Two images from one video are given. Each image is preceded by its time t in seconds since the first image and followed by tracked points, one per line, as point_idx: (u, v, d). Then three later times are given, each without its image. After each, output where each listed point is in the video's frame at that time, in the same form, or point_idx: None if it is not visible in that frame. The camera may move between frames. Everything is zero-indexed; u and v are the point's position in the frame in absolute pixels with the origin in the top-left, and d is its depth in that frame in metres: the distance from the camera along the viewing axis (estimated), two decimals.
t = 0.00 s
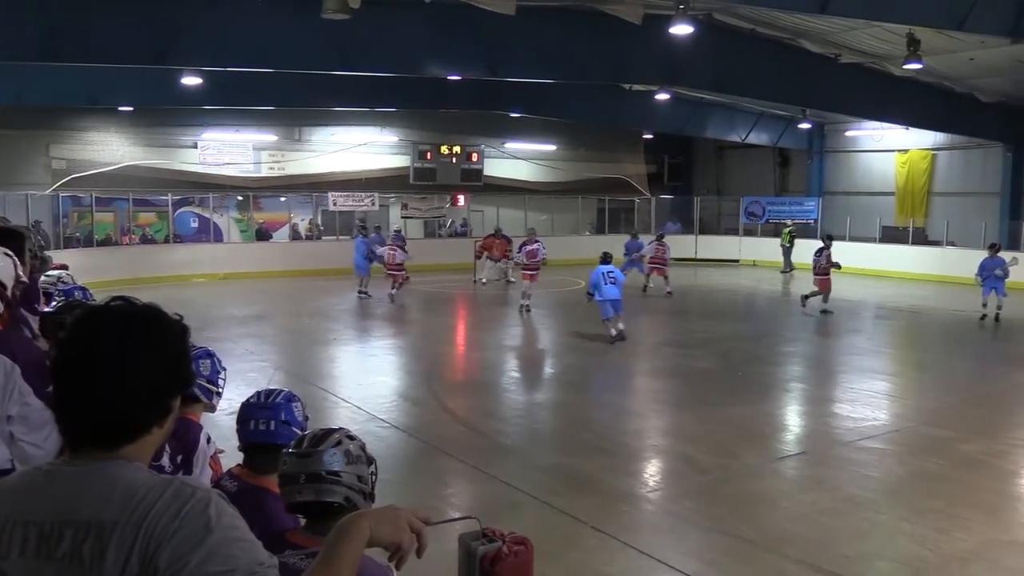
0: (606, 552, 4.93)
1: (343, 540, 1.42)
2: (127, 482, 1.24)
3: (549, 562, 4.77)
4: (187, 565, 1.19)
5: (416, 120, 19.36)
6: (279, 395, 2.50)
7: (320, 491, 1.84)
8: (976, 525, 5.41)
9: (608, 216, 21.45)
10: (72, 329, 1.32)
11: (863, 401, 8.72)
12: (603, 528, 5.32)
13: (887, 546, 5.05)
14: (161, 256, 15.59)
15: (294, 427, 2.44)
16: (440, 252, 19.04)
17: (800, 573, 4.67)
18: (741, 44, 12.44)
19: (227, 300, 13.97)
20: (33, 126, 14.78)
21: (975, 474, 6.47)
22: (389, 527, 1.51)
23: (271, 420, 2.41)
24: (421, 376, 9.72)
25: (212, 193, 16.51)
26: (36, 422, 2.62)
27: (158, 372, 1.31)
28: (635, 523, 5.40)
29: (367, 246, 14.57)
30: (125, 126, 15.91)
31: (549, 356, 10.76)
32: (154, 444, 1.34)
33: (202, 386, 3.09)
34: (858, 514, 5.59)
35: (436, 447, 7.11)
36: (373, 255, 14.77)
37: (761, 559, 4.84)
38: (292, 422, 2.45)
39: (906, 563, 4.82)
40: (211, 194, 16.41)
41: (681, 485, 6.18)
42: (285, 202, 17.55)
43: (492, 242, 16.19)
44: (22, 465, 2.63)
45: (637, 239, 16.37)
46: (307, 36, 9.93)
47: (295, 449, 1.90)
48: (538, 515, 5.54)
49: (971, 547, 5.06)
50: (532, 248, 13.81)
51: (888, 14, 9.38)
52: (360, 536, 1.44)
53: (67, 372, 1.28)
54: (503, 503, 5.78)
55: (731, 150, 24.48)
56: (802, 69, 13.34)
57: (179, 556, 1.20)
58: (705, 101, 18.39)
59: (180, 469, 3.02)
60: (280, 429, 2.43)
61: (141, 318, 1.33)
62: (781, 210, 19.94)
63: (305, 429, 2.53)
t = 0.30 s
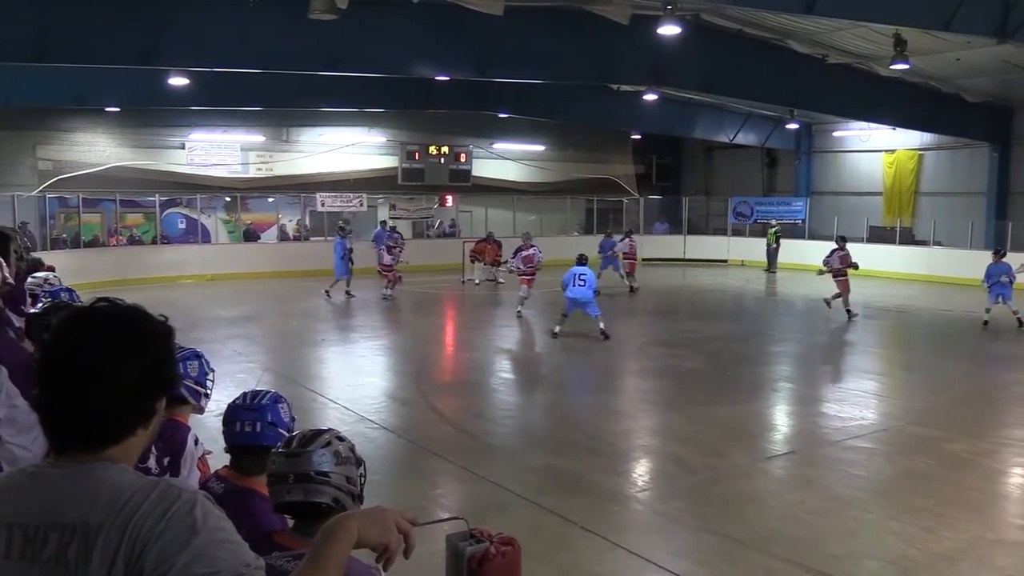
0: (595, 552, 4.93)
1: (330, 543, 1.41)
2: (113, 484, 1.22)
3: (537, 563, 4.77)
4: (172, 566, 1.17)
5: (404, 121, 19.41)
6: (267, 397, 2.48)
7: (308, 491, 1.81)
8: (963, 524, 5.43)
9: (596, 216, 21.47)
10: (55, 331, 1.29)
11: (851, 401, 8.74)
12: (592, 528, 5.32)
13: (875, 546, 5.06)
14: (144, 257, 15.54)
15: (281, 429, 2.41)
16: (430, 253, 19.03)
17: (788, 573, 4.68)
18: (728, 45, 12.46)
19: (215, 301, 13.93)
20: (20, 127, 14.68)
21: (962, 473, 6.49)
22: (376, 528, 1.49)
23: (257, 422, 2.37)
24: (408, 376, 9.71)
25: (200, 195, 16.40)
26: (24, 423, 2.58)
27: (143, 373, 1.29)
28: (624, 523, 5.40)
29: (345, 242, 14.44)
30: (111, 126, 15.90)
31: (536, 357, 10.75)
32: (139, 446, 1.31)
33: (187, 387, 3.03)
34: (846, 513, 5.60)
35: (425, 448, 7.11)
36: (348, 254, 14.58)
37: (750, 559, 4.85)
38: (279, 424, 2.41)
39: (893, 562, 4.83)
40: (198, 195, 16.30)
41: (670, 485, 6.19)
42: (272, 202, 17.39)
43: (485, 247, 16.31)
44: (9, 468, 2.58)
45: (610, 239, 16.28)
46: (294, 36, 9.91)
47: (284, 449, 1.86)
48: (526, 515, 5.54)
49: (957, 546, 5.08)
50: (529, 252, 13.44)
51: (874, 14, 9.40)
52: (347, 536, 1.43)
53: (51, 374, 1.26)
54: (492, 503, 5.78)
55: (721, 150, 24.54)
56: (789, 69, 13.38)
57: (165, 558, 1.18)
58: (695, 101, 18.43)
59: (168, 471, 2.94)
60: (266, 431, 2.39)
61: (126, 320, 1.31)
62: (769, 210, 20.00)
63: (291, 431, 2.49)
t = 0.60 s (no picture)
0: (594, 552, 4.93)
1: (329, 543, 1.40)
2: (112, 485, 1.22)
3: (536, 563, 4.77)
4: (171, 566, 1.17)
5: (404, 121, 19.44)
6: (266, 396, 2.47)
7: (307, 491, 1.81)
8: (963, 524, 5.43)
9: (596, 216, 21.46)
10: (55, 331, 1.29)
11: (850, 401, 8.73)
12: (591, 528, 5.32)
13: (875, 545, 5.06)
14: (143, 257, 15.55)
15: (279, 428, 2.40)
16: (430, 252, 19.02)
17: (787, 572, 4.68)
18: (727, 45, 12.47)
19: (214, 301, 13.93)
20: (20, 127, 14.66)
21: (960, 473, 6.49)
22: (374, 527, 1.49)
23: (255, 422, 2.36)
24: (407, 376, 9.70)
25: (200, 195, 16.49)
26: (26, 423, 2.57)
27: (143, 374, 1.28)
28: (623, 523, 5.39)
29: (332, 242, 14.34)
30: (111, 126, 15.92)
31: (536, 357, 10.75)
32: (139, 446, 1.31)
33: (188, 387, 3.02)
34: (845, 513, 5.60)
35: (424, 448, 7.11)
36: (332, 254, 14.53)
37: (750, 559, 4.85)
38: (277, 424, 2.39)
39: (893, 562, 4.83)
40: (197, 195, 16.37)
41: (670, 485, 6.19)
42: (272, 202, 17.40)
43: (484, 246, 16.28)
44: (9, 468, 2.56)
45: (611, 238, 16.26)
46: (292, 37, 9.91)
47: (282, 449, 1.86)
48: (525, 515, 5.54)
49: (957, 545, 5.07)
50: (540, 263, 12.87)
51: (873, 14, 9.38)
52: (346, 537, 1.42)
53: (50, 374, 1.26)
54: (491, 503, 5.77)
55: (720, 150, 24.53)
56: (788, 69, 13.36)
57: (165, 558, 1.18)
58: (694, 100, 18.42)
59: (167, 470, 2.96)
60: (264, 430, 2.38)
61: (126, 319, 1.31)
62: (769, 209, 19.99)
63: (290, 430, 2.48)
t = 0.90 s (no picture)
0: (589, 551, 4.93)
1: (324, 542, 1.40)
2: (106, 484, 1.21)
3: (532, 563, 4.76)
4: (165, 566, 1.17)
5: (397, 120, 19.42)
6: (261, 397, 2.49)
7: (301, 490, 1.80)
8: (954, 522, 5.46)
9: (590, 216, 21.46)
10: (48, 331, 1.29)
11: (844, 400, 8.76)
12: (586, 528, 5.33)
13: (868, 544, 5.08)
14: (142, 257, 15.49)
15: (274, 428, 2.41)
16: (423, 251, 19.00)
17: (782, 571, 4.69)
18: (725, 46, 12.51)
19: (208, 301, 13.88)
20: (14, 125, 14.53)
21: (953, 472, 6.53)
22: (368, 528, 1.49)
23: (250, 421, 2.38)
24: (404, 376, 9.68)
25: (194, 193, 16.37)
26: (19, 423, 2.55)
27: (137, 374, 1.28)
28: (618, 523, 5.41)
29: (316, 242, 14.20)
30: (106, 125, 15.81)
31: (532, 357, 10.75)
32: (133, 446, 1.31)
33: (181, 387, 3.01)
34: (838, 512, 5.62)
35: (420, 448, 7.10)
36: (315, 256, 14.40)
37: (745, 558, 4.86)
38: (272, 423, 2.41)
39: (886, 561, 4.85)
40: (192, 194, 16.29)
41: (664, 484, 6.20)
42: (266, 202, 17.45)
43: (481, 249, 16.24)
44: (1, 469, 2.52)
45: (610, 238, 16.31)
46: (288, 35, 9.89)
47: (277, 449, 1.86)
48: (521, 515, 5.54)
49: (949, 544, 5.10)
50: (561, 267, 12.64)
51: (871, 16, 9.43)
52: (340, 536, 1.42)
53: (43, 375, 1.25)
54: (487, 503, 5.77)
55: (714, 150, 24.59)
56: (784, 70, 13.42)
57: (158, 558, 1.17)
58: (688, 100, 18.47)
59: (161, 470, 2.99)
60: (259, 430, 2.39)
61: (120, 318, 1.31)
62: (763, 209, 20.04)
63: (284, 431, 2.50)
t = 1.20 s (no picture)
0: (574, 552, 4.94)
1: (310, 543, 1.40)
2: (91, 485, 1.21)
3: (517, 563, 4.76)
4: (150, 567, 1.17)
5: (384, 120, 19.40)
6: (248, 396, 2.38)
7: (287, 491, 1.78)
8: (938, 521, 5.49)
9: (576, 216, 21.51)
10: (32, 330, 1.28)
11: (829, 400, 8.79)
12: (572, 527, 5.33)
13: (853, 544, 5.10)
14: (120, 257, 15.36)
15: (261, 429, 2.30)
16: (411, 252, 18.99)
17: (767, 571, 4.71)
18: (708, 46, 12.54)
19: (193, 301, 13.83)
20: None
21: (936, 471, 6.56)
22: (354, 528, 1.49)
23: (237, 422, 2.27)
24: (388, 376, 9.67)
25: (179, 193, 16.44)
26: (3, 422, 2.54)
27: (122, 373, 1.27)
28: (604, 523, 5.41)
29: (295, 242, 14.14)
30: (90, 125, 15.83)
31: (518, 356, 10.75)
32: (118, 446, 1.30)
33: (167, 387, 2.95)
34: (822, 511, 5.65)
35: (404, 448, 7.09)
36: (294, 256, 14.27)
37: (731, 558, 4.87)
38: (259, 424, 2.31)
39: (870, 560, 4.88)
40: (176, 194, 16.33)
41: (650, 484, 6.21)
42: (251, 202, 17.61)
43: (467, 247, 16.27)
44: None
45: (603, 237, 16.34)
46: (273, 34, 9.86)
47: (262, 449, 1.83)
48: (505, 514, 5.54)
49: (933, 543, 5.13)
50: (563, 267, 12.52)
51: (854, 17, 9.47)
52: (327, 537, 1.42)
53: (27, 375, 1.24)
54: (473, 504, 5.76)
55: (701, 150, 24.67)
56: (768, 71, 13.46)
57: (143, 558, 1.17)
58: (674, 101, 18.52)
59: (146, 471, 2.90)
60: (245, 431, 2.29)
61: (105, 318, 1.29)
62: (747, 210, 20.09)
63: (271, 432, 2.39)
